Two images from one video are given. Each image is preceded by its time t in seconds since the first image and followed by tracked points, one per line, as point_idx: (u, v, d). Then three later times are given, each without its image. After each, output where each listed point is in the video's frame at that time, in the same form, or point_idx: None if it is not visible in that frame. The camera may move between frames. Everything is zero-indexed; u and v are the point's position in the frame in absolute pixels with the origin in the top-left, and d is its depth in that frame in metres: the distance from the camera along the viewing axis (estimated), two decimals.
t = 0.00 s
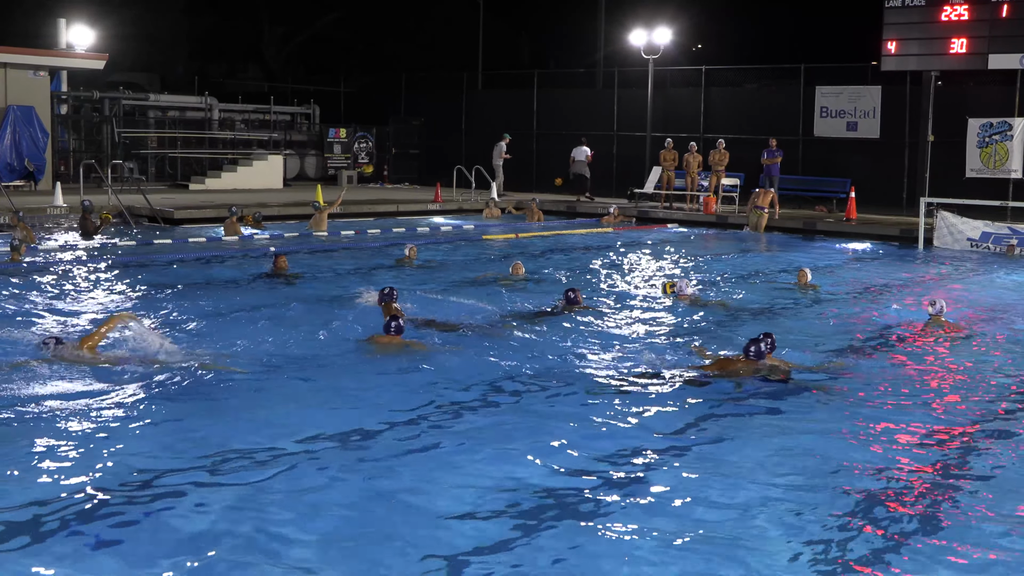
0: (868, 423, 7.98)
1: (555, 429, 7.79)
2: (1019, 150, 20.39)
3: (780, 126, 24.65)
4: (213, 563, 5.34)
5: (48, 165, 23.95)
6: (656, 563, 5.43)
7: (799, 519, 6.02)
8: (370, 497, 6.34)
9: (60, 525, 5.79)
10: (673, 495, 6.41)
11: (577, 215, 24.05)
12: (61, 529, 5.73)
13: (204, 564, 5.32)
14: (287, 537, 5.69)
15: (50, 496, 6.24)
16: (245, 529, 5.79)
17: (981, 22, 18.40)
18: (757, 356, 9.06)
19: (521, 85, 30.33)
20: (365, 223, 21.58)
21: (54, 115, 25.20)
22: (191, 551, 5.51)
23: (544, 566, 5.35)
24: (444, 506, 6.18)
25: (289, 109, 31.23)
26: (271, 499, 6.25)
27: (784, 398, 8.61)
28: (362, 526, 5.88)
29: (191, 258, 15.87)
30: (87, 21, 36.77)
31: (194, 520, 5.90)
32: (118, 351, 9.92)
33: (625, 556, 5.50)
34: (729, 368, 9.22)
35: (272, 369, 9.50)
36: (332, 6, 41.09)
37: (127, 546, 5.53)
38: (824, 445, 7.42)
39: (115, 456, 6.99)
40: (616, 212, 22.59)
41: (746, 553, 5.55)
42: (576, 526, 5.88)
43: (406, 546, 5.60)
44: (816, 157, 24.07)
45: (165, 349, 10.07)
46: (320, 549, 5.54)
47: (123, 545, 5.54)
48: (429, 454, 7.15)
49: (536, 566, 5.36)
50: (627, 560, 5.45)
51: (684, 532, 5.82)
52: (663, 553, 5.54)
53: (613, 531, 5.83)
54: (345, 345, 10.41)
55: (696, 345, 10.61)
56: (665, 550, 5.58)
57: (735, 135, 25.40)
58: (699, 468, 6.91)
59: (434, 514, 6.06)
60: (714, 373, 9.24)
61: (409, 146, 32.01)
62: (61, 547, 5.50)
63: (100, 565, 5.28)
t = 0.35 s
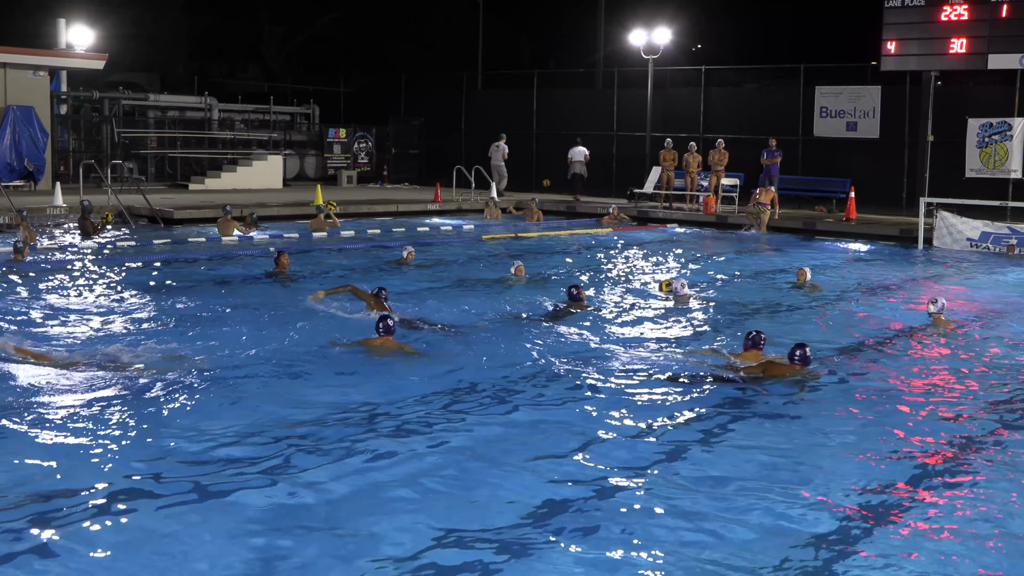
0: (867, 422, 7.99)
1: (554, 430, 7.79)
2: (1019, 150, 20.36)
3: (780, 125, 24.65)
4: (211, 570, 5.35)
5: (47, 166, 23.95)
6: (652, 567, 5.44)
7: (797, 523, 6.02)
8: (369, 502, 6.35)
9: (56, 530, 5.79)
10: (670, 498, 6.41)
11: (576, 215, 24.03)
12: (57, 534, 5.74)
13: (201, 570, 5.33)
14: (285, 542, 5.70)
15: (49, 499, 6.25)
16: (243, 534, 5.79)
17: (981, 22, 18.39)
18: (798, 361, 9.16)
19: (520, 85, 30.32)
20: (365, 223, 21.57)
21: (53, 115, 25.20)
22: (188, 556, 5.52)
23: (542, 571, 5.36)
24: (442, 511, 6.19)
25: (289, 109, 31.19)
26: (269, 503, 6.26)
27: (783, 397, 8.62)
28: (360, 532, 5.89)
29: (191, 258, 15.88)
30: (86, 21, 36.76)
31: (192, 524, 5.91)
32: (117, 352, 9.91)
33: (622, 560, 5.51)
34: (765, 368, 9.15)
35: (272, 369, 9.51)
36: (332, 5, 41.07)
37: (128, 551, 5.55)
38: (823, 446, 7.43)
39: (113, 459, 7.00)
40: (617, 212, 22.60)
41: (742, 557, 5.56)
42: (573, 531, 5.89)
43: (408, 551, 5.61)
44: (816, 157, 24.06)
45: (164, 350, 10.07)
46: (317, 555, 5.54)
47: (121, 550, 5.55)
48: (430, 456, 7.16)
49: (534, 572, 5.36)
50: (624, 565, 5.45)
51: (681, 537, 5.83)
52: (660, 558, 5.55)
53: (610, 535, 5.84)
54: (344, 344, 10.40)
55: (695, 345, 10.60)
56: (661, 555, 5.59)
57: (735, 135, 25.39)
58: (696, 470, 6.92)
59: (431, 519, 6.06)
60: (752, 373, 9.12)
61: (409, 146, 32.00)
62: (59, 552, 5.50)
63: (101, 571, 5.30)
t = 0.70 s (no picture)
0: (830, 421, 8.06)
1: (522, 430, 7.81)
2: (980, 149, 20.59)
3: (745, 125, 24.78)
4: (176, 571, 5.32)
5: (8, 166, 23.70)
6: (619, 566, 5.47)
7: (761, 520, 6.06)
8: (336, 502, 6.34)
9: (20, 533, 5.74)
10: (637, 497, 6.45)
11: (543, 215, 24.02)
12: (21, 537, 5.69)
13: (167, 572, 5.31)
14: (251, 544, 5.68)
15: (12, 502, 6.20)
16: (209, 536, 5.77)
17: (943, 22, 18.55)
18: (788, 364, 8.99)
19: (487, 85, 30.30)
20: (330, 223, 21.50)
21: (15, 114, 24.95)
22: (154, 557, 5.49)
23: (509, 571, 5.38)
24: (410, 511, 6.19)
25: (254, 109, 30.89)
26: (236, 505, 6.24)
27: (748, 397, 8.65)
28: (327, 532, 5.88)
29: (155, 258, 15.77)
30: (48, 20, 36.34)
31: (157, 526, 5.88)
32: (81, 355, 9.83)
33: (589, 559, 5.53)
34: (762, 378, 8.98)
35: (236, 371, 9.46)
36: (299, 3, 40.91)
37: (90, 555, 5.51)
38: (788, 444, 7.49)
39: (77, 462, 6.95)
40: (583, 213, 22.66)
41: (707, 554, 5.60)
42: (540, 531, 5.91)
43: (372, 552, 5.61)
44: (780, 156, 24.20)
45: (127, 353, 9.98)
46: (284, 557, 5.53)
47: (86, 554, 5.52)
48: (395, 456, 7.17)
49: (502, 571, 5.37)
50: (591, 564, 5.48)
51: (647, 536, 5.86)
52: (627, 556, 5.58)
53: (577, 534, 5.86)
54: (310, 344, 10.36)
55: (661, 344, 10.64)
56: (628, 554, 5.62)
57: (700, 135, 25.52)
58: (663, 469, 6.96)
59: (398, 519, 6.06)
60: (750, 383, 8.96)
61: (375, 146, 32.08)
62: (22, 555, 5.46)
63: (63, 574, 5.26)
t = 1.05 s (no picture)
0: (806, 420, 8.08)
1: (499, 430, 7.81)
2: (952, 149, 20.78)
3: (720, 125, 24.86)
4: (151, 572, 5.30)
5: None
6: (595, 563, 5.48)
7: (737, 518, 6.09)
8: (312, 502, 6.32)
9: None
10: (613, 495, 6.46)
11: (518, 215, 24.02)
12: None
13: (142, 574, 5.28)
14: (227, 545, 5.66)
15: None
16: (185, 537, 5.75)
17: (915, 23, 18.68)
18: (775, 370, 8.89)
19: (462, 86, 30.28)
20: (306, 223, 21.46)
21: None
22: (129, 560, 5.46)
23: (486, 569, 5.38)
24: (386, 511, 6.18)
25: (228, 109, 30.78)
26: (211, 506, 6.21)
27: (722, 396, 8.68)
28: (303, 532, 5.86)
29: (129, 259, 15.69)
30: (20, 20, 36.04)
31: (132, 528, 5.85)
32: (54, 359, 9.77)
33: (566, 556, 5.54)
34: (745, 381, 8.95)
35: (211, 374, 9.41)
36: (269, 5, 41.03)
37: (65, 559, 5.48)
38: (764, 442, 7.52)
39: (51, 465, 6.90)
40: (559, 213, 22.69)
41: (683, 552, 5.62)
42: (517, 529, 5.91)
43: (349, 552, 5.60)
44: (755, 156, 24.29)
45: (102, 356, 9.92)
46: (260, 557, 5.51)
47: (60, 557, 5.48)
48: (373, 457, 7.16)
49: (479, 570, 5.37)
50: (568, 561, 5.49)
51: (624, 533, 5.87)
52: (603, 554, 5.58)
53: (555, 532, 5.87)
54: (286, 345, 10.33)
55: (637, 344, 10.67)
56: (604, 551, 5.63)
57: (675, 135, 25.61)
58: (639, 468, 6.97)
59: (375, 519, 6.05)
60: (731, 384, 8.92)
61: (351, 146, 32.03)
62: None
63: None
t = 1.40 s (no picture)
0: (800, 419, 8.08)
1: (495, 427, 7.81)
2: (946, 150, 20.92)
3: (714, 125, 24.89)
4: (149, 568, 5.30)
5: None
6: (591, 559, 5.48)
7: (731, 515, 6.10)
8: (308, 498, 6.32)
9: None
10: (610, 492, 6.47)
11: (513, 215, 24.01)
12: None
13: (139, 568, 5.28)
14: (226, 541, 5.67)
15: None
16: (181, 533, 5.75)
17: (909, 23, 18.70)
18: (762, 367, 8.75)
19: (457, 86, 30.28)
20: (300, 223, 21.46)
21: None
22: (126, 555, 5.46)
23: (484, 565, 5.39)
24: (382, 507, 6.19)
25: (223, 109, 30.81)
26: (209, 502, 6.21)
27: (717, 394, 8.67)
28: (301, 528, 5.86)
29: (123, 259, 15.67)
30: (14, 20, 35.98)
31: (128, 524, 5.85)
32: (49, 358, 9.75)
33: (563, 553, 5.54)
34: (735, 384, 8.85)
35: (205, 373, 9.40)
36: (266, 5, 40.78)
37: (58, 554, 5.47)
38: (759, 440, 7.52)
39: (46, 461, 6.89)
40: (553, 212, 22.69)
41: (680, 548, 5.63)
42: (513, 525, 5.92)
43: (344, 548, 5.60)
44: (750, 156, 24.29)
45: (96, 356, 9.91)
46: (259, 553, 5.51)
47: (57, 552, 5.48)
48: (369, 454, 7.17)
49: (475, 566, 5.38)
50: (563, 557, 5.49)
51: (619, 529, 5.88)
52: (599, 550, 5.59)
53: (552, 529, 5.87)
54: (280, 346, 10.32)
55: (631, 343, 10.68)
56: (600, 547, 5.63)
57: (669, 135, 25.61)
58: (635, 466, 6.98)
59: (371, 516, 6.05)
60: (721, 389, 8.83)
61: (346, 147, 32.02)
62: None
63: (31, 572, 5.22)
